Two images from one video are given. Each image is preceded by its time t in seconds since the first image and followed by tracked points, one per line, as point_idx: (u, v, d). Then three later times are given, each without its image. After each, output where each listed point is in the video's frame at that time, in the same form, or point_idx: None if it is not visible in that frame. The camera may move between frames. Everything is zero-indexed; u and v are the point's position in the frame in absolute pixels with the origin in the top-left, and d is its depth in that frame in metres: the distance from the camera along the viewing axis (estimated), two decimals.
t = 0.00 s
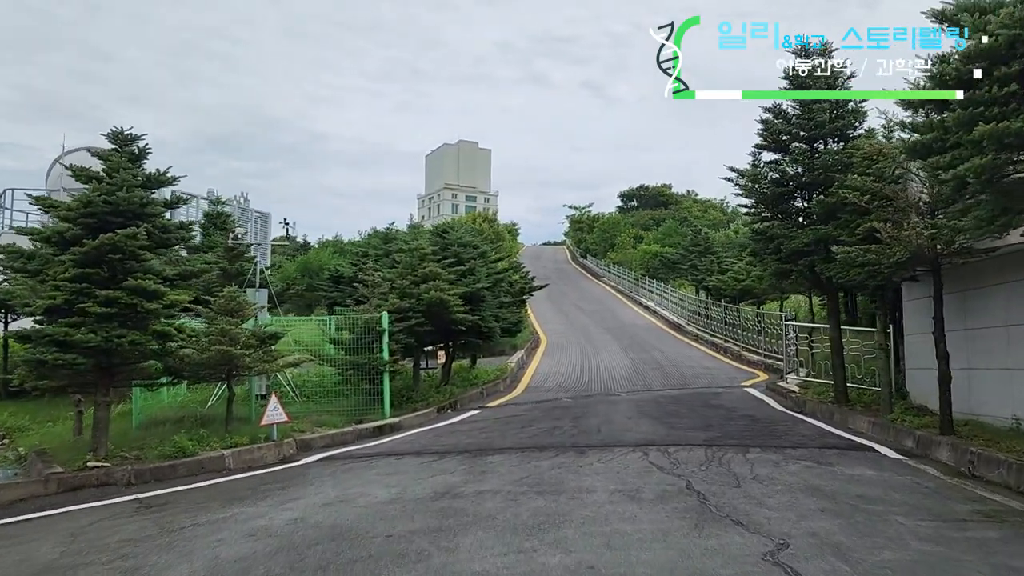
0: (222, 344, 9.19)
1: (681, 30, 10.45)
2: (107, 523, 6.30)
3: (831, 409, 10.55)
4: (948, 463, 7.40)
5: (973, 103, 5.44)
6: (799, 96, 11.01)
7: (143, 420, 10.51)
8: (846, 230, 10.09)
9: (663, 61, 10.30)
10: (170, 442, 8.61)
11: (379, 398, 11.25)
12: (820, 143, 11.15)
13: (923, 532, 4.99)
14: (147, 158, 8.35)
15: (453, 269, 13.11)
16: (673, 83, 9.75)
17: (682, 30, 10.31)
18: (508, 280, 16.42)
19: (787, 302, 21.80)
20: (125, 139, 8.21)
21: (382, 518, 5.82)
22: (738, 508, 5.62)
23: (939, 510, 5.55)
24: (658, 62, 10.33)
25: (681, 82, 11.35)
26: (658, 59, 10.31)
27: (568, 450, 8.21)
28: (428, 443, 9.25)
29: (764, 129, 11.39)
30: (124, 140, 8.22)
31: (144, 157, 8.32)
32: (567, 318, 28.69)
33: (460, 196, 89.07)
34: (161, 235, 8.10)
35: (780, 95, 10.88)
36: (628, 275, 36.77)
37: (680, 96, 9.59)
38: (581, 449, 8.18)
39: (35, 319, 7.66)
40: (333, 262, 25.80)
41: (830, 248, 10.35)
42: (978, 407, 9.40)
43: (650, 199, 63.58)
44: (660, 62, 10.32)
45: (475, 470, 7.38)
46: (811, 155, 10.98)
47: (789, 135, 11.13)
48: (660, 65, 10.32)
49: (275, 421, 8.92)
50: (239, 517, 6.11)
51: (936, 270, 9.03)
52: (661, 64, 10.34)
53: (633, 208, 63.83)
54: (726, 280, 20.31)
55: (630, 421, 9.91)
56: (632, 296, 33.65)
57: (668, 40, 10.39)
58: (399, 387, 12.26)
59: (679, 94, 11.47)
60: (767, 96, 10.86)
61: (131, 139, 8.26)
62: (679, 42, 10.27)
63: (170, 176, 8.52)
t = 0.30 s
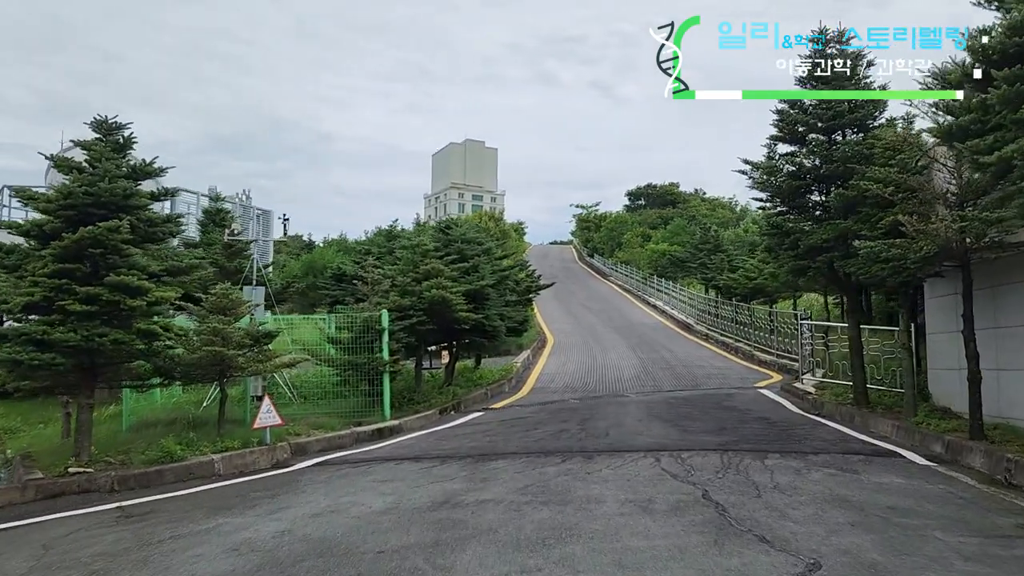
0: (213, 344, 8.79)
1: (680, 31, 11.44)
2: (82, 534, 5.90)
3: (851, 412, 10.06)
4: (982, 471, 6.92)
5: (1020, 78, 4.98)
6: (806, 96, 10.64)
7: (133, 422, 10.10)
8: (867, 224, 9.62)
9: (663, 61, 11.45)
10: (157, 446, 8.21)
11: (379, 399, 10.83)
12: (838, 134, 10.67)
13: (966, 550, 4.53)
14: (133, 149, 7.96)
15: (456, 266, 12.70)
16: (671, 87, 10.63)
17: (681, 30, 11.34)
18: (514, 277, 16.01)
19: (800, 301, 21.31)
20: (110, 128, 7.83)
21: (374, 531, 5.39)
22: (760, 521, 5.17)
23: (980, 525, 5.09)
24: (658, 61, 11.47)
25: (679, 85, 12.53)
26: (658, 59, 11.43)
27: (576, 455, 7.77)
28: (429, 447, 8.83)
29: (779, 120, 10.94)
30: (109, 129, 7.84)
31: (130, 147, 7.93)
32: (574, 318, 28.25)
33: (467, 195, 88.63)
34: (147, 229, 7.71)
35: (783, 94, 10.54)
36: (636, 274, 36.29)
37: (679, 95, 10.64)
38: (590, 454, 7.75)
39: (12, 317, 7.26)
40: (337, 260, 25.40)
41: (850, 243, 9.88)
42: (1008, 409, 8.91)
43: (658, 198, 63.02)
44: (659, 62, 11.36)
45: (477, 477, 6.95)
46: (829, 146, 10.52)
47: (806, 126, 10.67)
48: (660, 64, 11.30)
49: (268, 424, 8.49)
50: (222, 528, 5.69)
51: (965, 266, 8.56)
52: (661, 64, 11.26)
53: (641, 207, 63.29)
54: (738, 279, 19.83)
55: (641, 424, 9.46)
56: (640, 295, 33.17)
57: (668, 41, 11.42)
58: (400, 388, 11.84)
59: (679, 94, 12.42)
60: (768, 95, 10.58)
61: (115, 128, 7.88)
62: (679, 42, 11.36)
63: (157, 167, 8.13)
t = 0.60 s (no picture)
0: (209, 342, 8.39)
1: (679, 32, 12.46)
2: (61, 547, 5.49)
3: (878, 413, 9.59)
4: None
5: None
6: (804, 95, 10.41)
7: (129, 424, 9.72)
8: (896, 215, 9.15)
9: (664, 61, 12.93)
10: (149, 449, 7.81)
11: (383, 400, 10.42)
12: (862, 121, 10.20)
13: None
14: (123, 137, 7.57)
15: (464, 261, 12.28)
16: (669, 86, 11.68)
17: (681, 31, 12.87)
18: (523, 273, 15.58)
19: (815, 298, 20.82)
20: (99, 115, 7.44)
21: (374, 545, 4.96)
22: (796, 536, 4.72)
23: None
24: (660, 62, 13.08)
25: (679, 85, 12.41)
26: (659, 59, 13.09)
27: (590, 459, 7.33)
28: (435, 451, 8.40)
29: (801, 107, 10.48)
30: (98, 116, 7.45)
31: (119, 135, 7.54)
32: (584, 315, 27.79)
33: (476, 192, 88.19)
34: (137, 221, 7.30)
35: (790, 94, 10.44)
36: (647, 271, 35.82)
37: (679, 95, 12.15)
38: (605, 459, 7.30)
39: None
40: (343, 256, 25.06)
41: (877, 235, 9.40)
42: None
43: (668, 194, 62.47)
44: (658, 61, 12.63)
45: (485, 485, 6.51)
46: (855, 135, 10.05)
47: (829, 112, 10.20)
48: (658, 63, 12.84)
49: (266, 426, 8.09)
50: (210, 542, 5.28)
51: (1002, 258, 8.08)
52: (658, 64, 12.72)
53: (651, 203, 62.75)
54: (753, 275, 19.32)
55: (657, 426, 9.02)
56: (651, 292, 32.69)
57: (668, 40, 13.07)
58: (406, 387, 11.43)
59: (678, 95, 12.11)
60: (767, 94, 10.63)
61: (104, 115, 7.49)
62: (677, 39, 12.39)
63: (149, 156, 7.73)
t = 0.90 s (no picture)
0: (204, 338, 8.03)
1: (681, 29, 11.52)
2: (38, 559, 5.13)
3: (906, 413, 9.13)
4: None
5: None
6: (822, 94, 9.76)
7: (125, 424, 9.36)
8: (927, 205, 8.67)
9: (664, 61, 11.21)
10: (142, 451, 7.45)
11: (388, 399, 10.03)
12: (888, 108, 9.73)
13: None
14: (111, 124, 7.19)
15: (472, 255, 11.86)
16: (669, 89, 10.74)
17: (681, 30, 11.26)
18: (534, 267, 15.15)
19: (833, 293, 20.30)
20: (87, 99, 7.04)
21: (371, 560, 4.57)
22: (834, 554, 4.29)
23: None
24: (659, 62, 11.23)
25: (679, 85, 11.93)
26: (658, 59, 11.25)
27: (604, 463, 6.90)
28: (441, 453, 7.99)
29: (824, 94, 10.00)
30: (85, 101, 7.06)
31: (107, 122, 7.16)
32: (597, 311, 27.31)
33: (487, 188, 87.75)
34: (126, 211, 6.92)
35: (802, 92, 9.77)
36: (660, 266, 35.31)
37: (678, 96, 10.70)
38: (620, 463, 6.87)
39: None
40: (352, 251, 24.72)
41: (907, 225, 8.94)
42: None
43: (680, 189, 61.83)
44: (659, 61, 11.50)
45: (493, 492, 6.10)
46: (882, 121, 9.57)
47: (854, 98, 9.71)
48: (658, 64, 11.44)
49: (264, 428, 7.70)
50: (196, 555, 4.89)
51: None
52: (659, 65, 11.43)
53: (663, 198, 62.14)
54: (770, 270, 18.80)
55: (675, 427, 8.59)
56: (664, 289, 32.19)
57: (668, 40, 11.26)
58: (413, 386, 11.05)
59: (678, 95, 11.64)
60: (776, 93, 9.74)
61: (92, 101, 7.10)
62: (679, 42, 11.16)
63: (140, 144, 7.34)
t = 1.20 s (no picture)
0: (211, 333, 7.68)
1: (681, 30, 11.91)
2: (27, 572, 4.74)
3: (951, 413, 8.64)
4: None
5: None
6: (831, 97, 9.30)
7: (130, 422, 9.01)
8: (973, 190, 8.18)
9: (665, 61, 11.85)
10: (145, 452, 7.08)
11: (404, 397, 9.63)
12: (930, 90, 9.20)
13: None
14: (112, 107, 6.81)
15: (490, 247, 11.46)
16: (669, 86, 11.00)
17: (681, 30, 11.89)
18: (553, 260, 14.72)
19: (861, 289, 19.76)
20: (87, 81, 6.68)
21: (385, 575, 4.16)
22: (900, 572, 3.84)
23: None
24: (661, 61, 11.91)
25: (679, 85, 11.52)
26: (658, 59, 12.08)
27: (633, 466, 6.48)
28: (460, 454, 7.59)
29: (860, 80, 9.53)
30: (85, 83, 6.69)
31: (107, 104, 6.78)
32: (616, 307, 26.85)
33: (504, 184, 87.31)
34: (128, 199, 6.54)
35: (812, 93, 9.34)
36: (680, 261, 34.78)
37: (680, 95, 11.12)
38: (651, 467, 6.44)
39: None
40: (367, 245, 24.37)
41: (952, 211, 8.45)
42: None
43: (699, 184, 61.15)
44: (661, 61, 11.94)
45: (515, 498, 5.68)
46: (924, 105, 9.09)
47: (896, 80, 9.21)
48: (658, 64, 12.11)
49: (273, 427, 7.34)
50: (195, 568, 4.51)
51: None
52: (660, 64, 11.85)
53: (682, 193, 61.50)
54: (796, 263, 18.26)
55: (705, 428, 8.14)
56: (685, 284, 31.66)
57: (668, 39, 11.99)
58: (429, 383, 10.66)
59: (677, 95, 11.22)
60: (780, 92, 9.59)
61: (92, 83, 6.73)
62: (679, 42, 11.76)
63: (143, 128, 6.96)
